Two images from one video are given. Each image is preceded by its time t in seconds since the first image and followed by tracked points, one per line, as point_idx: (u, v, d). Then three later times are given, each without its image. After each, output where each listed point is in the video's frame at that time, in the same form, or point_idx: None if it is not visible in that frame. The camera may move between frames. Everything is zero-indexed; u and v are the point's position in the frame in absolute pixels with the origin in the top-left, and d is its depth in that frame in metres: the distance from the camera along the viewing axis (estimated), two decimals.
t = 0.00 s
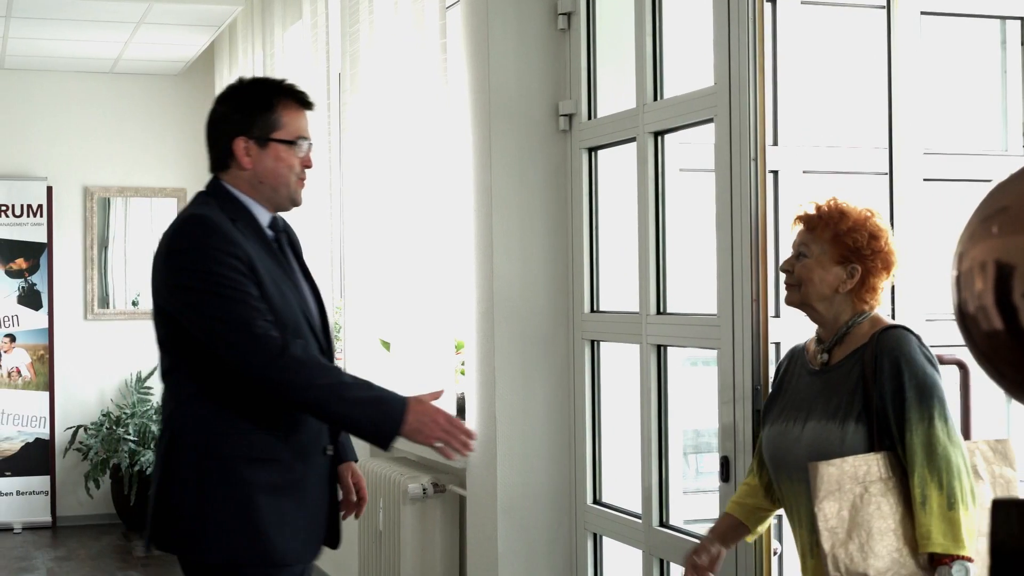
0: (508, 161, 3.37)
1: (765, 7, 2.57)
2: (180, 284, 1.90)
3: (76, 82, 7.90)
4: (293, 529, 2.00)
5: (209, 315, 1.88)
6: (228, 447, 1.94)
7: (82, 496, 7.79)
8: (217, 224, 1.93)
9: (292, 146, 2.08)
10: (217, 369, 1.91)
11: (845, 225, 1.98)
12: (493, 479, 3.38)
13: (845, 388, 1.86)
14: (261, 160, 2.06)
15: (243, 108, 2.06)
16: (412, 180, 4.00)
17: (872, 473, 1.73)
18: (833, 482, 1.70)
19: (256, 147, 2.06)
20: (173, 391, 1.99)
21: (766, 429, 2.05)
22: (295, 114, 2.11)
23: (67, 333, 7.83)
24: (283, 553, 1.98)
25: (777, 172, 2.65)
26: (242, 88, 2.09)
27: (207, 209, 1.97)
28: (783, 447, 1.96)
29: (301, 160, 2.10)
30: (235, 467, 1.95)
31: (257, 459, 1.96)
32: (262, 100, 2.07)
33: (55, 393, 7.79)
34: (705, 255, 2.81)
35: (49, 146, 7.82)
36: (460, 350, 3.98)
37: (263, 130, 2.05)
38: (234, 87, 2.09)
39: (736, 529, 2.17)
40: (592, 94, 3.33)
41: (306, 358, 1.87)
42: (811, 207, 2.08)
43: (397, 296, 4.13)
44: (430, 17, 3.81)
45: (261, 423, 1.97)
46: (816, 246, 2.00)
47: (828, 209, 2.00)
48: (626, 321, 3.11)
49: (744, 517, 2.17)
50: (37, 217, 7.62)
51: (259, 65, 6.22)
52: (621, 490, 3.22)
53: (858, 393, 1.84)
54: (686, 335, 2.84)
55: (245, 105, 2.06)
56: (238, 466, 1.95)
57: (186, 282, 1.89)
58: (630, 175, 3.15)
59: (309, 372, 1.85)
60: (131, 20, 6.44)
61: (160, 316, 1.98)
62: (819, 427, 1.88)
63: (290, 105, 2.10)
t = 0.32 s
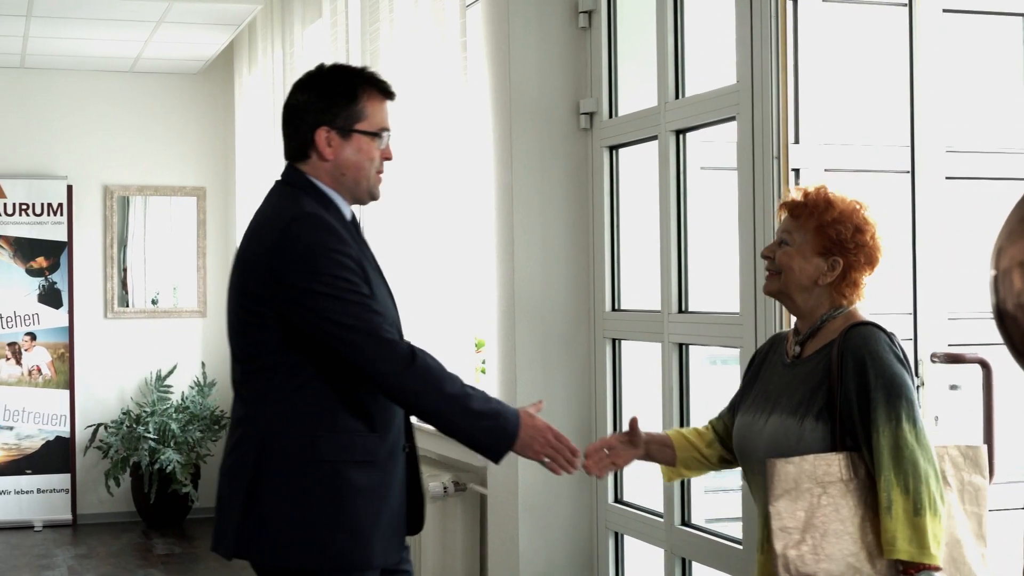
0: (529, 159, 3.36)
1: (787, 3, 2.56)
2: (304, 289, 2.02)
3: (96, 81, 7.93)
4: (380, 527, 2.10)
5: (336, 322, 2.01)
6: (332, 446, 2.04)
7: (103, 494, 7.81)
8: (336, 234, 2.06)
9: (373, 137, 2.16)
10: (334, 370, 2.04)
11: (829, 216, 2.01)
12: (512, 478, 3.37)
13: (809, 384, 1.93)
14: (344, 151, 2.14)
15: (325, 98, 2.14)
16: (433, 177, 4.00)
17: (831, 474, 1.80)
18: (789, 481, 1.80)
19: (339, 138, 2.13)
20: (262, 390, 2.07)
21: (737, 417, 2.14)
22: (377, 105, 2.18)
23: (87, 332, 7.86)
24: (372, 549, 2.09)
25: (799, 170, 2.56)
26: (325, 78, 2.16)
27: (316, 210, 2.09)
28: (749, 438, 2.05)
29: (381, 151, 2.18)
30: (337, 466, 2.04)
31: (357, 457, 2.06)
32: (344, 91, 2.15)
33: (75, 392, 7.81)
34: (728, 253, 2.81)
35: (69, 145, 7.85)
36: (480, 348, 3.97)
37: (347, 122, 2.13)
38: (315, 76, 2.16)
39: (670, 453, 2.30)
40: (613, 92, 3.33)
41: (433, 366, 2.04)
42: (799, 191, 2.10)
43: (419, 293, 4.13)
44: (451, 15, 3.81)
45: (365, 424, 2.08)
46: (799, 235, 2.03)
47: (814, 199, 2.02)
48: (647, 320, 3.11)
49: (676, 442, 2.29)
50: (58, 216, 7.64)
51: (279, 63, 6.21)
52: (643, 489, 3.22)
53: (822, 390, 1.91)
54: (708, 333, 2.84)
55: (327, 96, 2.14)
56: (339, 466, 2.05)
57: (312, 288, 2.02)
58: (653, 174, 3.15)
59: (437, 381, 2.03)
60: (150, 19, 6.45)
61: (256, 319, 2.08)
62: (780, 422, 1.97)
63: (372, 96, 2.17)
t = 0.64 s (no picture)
0: (556, 157, 3.37)
1: None
2: (379, 290, 2.05)
3: (122, 80, 7.96)
4: (436, 525, 2.11)
5: (408, 325, 2.05)
6: (396, 446, 2.05)
7: (129, 492, 7.84)
8: (409, 233, 2.09)
9: (431, 122, 2.19)
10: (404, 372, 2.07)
11: (832, 209, 1.94)
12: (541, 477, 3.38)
13: (800, 376, 1.90)
14: (406, 141, 2.16)
15: (378, 93, 2.16)
16: (459, 176, 3.99)
17: (812, 469, 1.80)
18: (768, 471, 1.82)
19: (399, 129, 2.16)
20: (326, 387, 2.09)
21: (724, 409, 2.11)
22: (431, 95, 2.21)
23: (113, 330, 7.88)
24: (427, 548, 2.11)
25: (827, 167, 2.54)
26: (373, 74, 2.18)
27: (391, 208, 2.10)
28: (736, 432, 2.02)
29: (440, 136, 2.20)
30: (401, 465, 2.06)
31: (419, 457, 2.07)
32: (394, 83, 2.17)
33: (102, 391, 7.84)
34: (756, 251, 2.80)
35: (95, 144, 7.88)
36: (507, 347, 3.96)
37: (404, 112, 2.16)
38: (361, 75, 2.19)
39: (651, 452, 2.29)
40: (640, 90, 3.32)
41: (497, 370, 2.12)
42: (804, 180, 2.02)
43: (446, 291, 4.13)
44: (478, 13, 3.81)
45: (426, 422, 2.09)
46: (799, 227, 1.96)
47: (817, 192, 1.95)
48: (675, 318, 3.11)
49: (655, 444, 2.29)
50: (84, 214, 7.68)
51: (305, 62, 6.22)
52: (669, 488, 3.21)
53: (815, 383, 1.87)
54: (736, 331, 2.83)
55: (379, 90, 2.16)
56: (403, 465, 2.06)
57: (388, 291, 2.05)
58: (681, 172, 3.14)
59: (503, 387, 2.11)
60: (177, 18, 6.47)
61: (323, 314, 2.10)
62: (768, 415, 1.94)
63: (422, 83, 2.20)
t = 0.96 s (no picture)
0: (584, 155, 3.37)
1: None
2: (415, 288, 2.04)
3: (149, 78, 7.98)
4: (471, 527, 2.12)
5: (441, 328, 2.04)
6: (428, 446, 2.07)
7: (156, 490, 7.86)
8: (451, 236, 2.08)
9: (479, 121, 2.19)
10: (436, 374, 2.06)
11: (806, 208, 1.98)
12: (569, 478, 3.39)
13: (771, 377, 1.93)
14: (454, 140, 2.17)
15: (428, 92, 2.17)
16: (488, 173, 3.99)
17: (796, 469, 1.83)
18: (757, 474, 1.83)
19: (448, 128, 2.16)
20: (366, 385, 2.09)
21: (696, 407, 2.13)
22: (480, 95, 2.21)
23: (141, 328, 7.90)
24: (461, 551, 2.11)
25: (857, 166, 2.53)
26: (422, 73, 2.19)
27: (433, 208, 2.10)
28: (705, 431, 2.03)
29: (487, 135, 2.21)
30: (434, 466, 2.07)
31: (455, 458, 2.08)
32: (443, 82, 2.18)
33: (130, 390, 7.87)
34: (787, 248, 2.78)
35: (123, 143, 7.90)
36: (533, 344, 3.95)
37: (452, 110, 2.16)
38: (410, 73, 2.19)
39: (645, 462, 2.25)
40: (669, 88, 3.32)
41: (523, 379, 2.10)
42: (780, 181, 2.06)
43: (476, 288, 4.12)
44: (507, 12, 3.81)
45: (459, 424, 2.10)
46: (772, 226, 2.00)
47: (794, 192, 1.99)
48: (703, 316, 3.10)
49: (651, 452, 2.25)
50: (111, 213, 7.70)
51: (332, 61, 6.22)
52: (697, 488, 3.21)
53: (784, 384, 1.90)
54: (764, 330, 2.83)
55: (429, 89, 2.17)
56: (437, 466, 2.07)
57: (424, 291, 2.04)
58: (710, 170, 3.13)
59: (528, 396, 2.09)
60: (205, 17, 6.48)
61: (362, 312, 2.10)
62: (740, 415, 1.95)
63: (470, 81, 2.21)
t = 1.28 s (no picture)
0: (608, 154, 3.41)
1: None
2: (434, 285, 2.02)
3: (172, 76, 7.99)
4: (490, 524, 2.12)
5: (461, 323, 2.01)
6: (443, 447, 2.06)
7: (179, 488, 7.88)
8: (469, 230, 2.05)
9: (528, 168, 2.10)
10: (459, 369, 2.04)
11: (782, 206, 2.04)
12: (593, 473, 3.46)
13: (754, 368, 1.98)
14: (494, 168, 2.08)
15: (504, 107, 2.07)
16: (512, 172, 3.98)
17: (766, 457, 1.85)
18: (721, 458, 1.85)
19: (496, 155, 2.07)
20: (385, 382, 2.09)
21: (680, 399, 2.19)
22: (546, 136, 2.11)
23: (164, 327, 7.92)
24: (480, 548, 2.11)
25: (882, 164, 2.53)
26: (502, 86, 2.08)
27: (456, 205, 2.07)
28: (688, 422, 2.09)
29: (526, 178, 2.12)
30: (451, 465, 2.06)
31: (472, 457, 2.07)
32: (521, 108, 2.08)
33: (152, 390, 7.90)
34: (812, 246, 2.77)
35: (146, 142, 7.92)
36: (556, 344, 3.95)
37: (510, 143, 2.06)
38: (501, 78, 2.08)
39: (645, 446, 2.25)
40: (693, 85, 3.34)
41: (548, 369, 2.06)
42: (752, 179, 2.12)
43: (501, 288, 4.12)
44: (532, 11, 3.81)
45: (480, 423, 2.09)
46: (751, 225, 2.05)
47: (771, 191, 2.05)
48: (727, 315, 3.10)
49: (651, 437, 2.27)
50: (134, 211, 7.72)
51: (355, 58, 6.23)
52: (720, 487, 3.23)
53: (766, 374, 1.96)
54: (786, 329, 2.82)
55: (506, 106, 2.07)
56: (455, 465, 2.07)
57: (444, 286, 2.01)
58: (734, 167, 3.13)
59: (554, 385, 2.06)
60: (229, 15, 6.49)
61: (383, 308, 2.09)
62: (720, 405, 2.01)
63: (542, 128, 2.10)
